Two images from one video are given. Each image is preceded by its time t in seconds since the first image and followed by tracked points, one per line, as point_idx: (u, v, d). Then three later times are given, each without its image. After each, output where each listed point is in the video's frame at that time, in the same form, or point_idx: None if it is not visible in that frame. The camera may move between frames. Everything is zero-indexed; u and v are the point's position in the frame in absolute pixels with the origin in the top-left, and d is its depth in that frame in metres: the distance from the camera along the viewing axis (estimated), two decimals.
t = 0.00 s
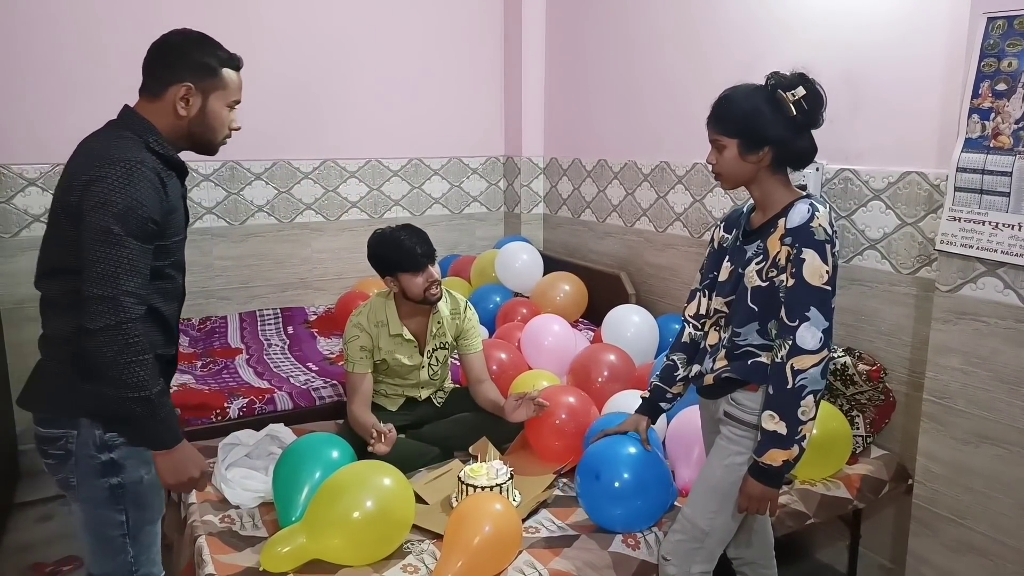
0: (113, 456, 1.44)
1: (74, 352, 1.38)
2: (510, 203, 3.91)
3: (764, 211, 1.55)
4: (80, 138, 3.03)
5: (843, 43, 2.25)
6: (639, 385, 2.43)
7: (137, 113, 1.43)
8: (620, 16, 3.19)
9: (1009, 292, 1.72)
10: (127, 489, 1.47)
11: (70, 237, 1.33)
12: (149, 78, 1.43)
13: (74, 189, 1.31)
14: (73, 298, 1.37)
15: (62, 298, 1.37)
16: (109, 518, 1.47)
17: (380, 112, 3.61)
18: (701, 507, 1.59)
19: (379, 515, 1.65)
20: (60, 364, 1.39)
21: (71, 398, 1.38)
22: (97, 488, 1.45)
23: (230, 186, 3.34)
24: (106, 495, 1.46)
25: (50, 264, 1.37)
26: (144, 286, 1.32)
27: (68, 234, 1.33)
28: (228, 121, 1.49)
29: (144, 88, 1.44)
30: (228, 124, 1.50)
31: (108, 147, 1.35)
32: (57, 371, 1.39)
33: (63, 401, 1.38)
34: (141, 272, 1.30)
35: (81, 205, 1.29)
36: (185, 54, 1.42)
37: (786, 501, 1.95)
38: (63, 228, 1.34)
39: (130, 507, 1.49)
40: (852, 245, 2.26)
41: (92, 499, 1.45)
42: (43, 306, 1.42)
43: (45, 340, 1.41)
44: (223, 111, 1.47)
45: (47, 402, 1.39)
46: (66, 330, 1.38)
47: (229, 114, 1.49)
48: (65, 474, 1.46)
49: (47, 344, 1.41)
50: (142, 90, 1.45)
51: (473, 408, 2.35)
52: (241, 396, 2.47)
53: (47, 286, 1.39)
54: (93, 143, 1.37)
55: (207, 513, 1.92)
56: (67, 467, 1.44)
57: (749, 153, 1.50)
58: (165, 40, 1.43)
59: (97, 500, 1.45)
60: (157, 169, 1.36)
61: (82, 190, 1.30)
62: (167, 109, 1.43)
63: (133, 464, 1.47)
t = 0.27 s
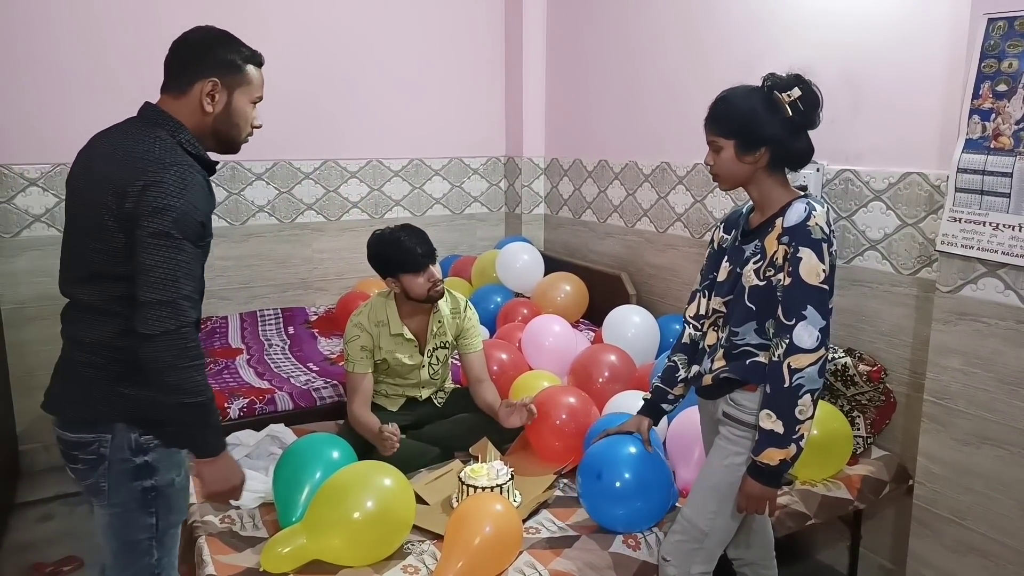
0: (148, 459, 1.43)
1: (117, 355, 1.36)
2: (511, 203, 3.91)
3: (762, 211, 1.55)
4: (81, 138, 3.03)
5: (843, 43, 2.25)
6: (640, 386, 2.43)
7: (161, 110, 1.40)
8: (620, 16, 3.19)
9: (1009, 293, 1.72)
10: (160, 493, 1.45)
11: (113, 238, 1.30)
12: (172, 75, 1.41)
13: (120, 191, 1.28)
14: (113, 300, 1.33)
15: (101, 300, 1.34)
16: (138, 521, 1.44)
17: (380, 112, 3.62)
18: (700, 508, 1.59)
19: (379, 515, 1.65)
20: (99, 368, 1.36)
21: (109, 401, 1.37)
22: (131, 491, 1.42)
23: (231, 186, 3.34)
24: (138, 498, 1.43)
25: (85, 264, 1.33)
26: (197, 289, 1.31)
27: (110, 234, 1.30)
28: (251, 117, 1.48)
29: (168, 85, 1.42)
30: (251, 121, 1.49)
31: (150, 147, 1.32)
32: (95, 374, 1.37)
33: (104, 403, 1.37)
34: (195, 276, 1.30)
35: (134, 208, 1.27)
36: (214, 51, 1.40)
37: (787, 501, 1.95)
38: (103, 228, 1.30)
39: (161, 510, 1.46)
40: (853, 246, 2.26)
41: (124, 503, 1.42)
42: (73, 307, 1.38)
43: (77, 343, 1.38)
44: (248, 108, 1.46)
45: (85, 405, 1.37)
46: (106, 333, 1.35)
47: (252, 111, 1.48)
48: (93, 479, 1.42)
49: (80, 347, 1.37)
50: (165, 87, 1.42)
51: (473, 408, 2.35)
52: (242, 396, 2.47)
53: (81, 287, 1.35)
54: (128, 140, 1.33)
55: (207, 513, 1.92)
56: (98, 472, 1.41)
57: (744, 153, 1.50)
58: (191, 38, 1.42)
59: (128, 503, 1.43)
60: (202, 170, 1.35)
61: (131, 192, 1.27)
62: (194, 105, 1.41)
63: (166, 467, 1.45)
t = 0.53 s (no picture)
0: (167, 459, 1.43)
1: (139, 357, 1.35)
2: (511, 204, 3.91)
3: (761, 211, 1.55)
4: (80, 138, 3.03)
5: (843, 43, 2.25)
6: (640, 386, 2.43)
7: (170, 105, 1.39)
8: (620, 17, 3.20)
9: (1009, 293, 1.72)
10: (177, 492, 1.45)
11: (138, 239, 1.29)
12: (183, 66, 1.39)
13: (144, 192, 1.27)
14: (135, 301, 1.33)
15: (122, 302, 1.33)
16: (153, 521, 1.44)
17: (380, 113, 3.61)
18: (701, 508, 1.59)
19: (379, 516, 1.65)
20: (122, 369, 1.36)
21: (135, 403, 1.37)
22: (148, 491, 1.42)
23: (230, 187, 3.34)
24: (155, 498, 1.43)
25: (106, 266, 1.33)
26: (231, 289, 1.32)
27: (133, 235, 1.29)
28: (258, 113, 1.47)
29: (179, 79, 1.40)
30: (257, 117, 1.47)
31: (172, 147, 1.31)
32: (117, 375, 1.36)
33: (125, 404, 1.37)
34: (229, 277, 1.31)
35: (168, 212, 1.26)
36: (225, 44, 1.39)
37: (787, 501, 1.95)
38: (125, 229, 1.29)
39: (176, 510, 1.46)
40: (853, 246, 2.26)
41: (141, 503, 1.42)
42: (91, 309, 1.37)
43: (97, 344, 1.37)
44: (255, 103, 1.45)
45: (106, 406, 1.37)
46: (129, 335, 1.34)
47: (259, 107, 1.47)
48: (109, 480, 1.41)
49: (101, 349, 1.37)
50: (175, 81, 1.41)
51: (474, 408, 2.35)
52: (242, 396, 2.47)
53: (101, 288, 1.34)
54: (146, 141, 1.32)
55: (207, 516, 1.94)
56: (114, 473, 1.40)
57: (743, 154, 1.50)
58: (203, 30, 1.41)
59: (146, 503, 1.42)
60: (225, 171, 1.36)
61: (158, 194, 1.27)
62: (203, 98, 1.39)
63: (183, 466, 1.45)
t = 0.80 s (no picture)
0: (173, 454, 1.42)
1: (143, 354, 1.36)
2: (510, 204, 3.91)
3: (761, 210, 1.55)
4: (78, 138, 3.02)
5: (844, 43, 2.25)
6: (639, 386, 2.43)
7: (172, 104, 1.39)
8: (620, 17, 3.20)
9: (1008, 292, 1.73)
10: (183, 487, 1.44)
11: (139, 238, 1.29)
12: (185, 61, 1.39)
13: (144, 192, 1.27)
14: (138, 300, 1.33)
15: (125, 300, 1.33)
16: (159, 516, 1.43)
17: (380, 112, 3.61)
18: (700, 507, 1.59)
19: (379, 516, 1.65)
20: (127, 366, 1.36)
21: (141, 398, 1.37)
22: (155, 486, 1.42)
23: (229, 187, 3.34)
24: (161, 493, 1.42)
25: (109, 264, 1.33)
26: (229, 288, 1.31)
27: (133, 233, 1.29)
28: (254, 112, 1.47)
29: (179, 75, 1.40)
30: (253, 116, 1.48)
31: (173, 147, 1.30)
32: (124, 372, 1.37)
33: (131, 399, 1.37)
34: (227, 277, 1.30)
35: (166, 212, 1.26)
36: (228, 41, 1.40)
37: (786, 501, 1.95)
38: (126, 228, 1.29)
39: (182, 505, 1.45)
40: (853, 246, 2.27)
41: (148, 498, 1.41)
42: (97, 308, 1.37)
43: (103, 342, 1.37)
44: (253, 102, 1.46)
45: (114, 402, 1.37)
46: (132, 333, 1.34)
47: (255, 106, 1.48)
48: (117, 475, 1.41)
49: (108, 346, 1.37)
50: (175, 77, 1.40)
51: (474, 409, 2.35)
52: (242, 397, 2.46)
53: (105, 286, 1.34)
54: (148, 141, 1.32)
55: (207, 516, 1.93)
56: (122, 468, 1.41)
57: (743, 155, 1.50)
58: (204, 28, 1.42)
59: (152, 499, 1.42)
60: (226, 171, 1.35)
61: (159, 194, 1.27)
62: (205, 93, 1.39)
63: (189, 461, 1.45)
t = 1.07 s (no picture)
0: (175, 441, 1.42)
1: (135, 345, 1.37)
2: (509, 204, 3.91)
3: (761, 210, 1.55)
4: (78, 139, 3.02)
5: (843, 43, 2.25)
6: (639, 386, 2.43)
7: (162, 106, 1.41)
8: (619, 16, 3.20)
9: (1008, 292, 1.73)
10: (184, 475, 1.44)
11: (122, 232, 1.32)
12: (177, 66, 1.41)
13: (127, 187, 1.31)
14: (126, 293, 1.35)
15: (114, 294, 1.36)
16: (162, 503, 1.43)
17: (380, 112, 3.61)
18: (700, 508, 1.59)
19: (378, 516, 1.65)
20: (121, 358, 1.38)
21: (144, 389, 1.39)
22: (157, 474, 1.42)
23: (229, 188, 3.34)
24: (163, 480, 1.42)
25: (99, 259, 1.36)
26: (206, 282, 1.31)
27: (119, 228, 1.32)
28: (245, 116, 1.49)
29: (172, 78, 1.42)
30: (245, 120, 1.50)
31: (156, 144, 1.34)
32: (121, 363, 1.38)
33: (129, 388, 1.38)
34: (202, 268, 1.30)
35: (144, 204, 1.28)
36: (220, 46, 1.42)
37: (786, 501, 1.95)
38: (112, 224, 1.32)
39: (184, 493, 1.45)
40: (852, 246, 2.27)
41: (151, 485, 1.41)
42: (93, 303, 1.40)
43: (99, 335, 1.40)
44: (244, 106, 1.48)
45: (112, 391, 1.38)
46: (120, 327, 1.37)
47: (247, 110, 1.50)
48: (122, 462, 1.42)
49: (103, 339, 1.39)
50: (168, 81, 1.43)
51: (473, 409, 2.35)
52: (241, 397, 2.46)
53: (96, 282, 1.37)
54: (135, 138, 1.36)
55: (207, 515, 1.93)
56: (125, 455, 1.41)
57: (743, 155, 1.50)
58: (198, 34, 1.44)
59: (155, 485, 1.42)
60: (205, 167, 1.37)
61: (139, 188, 1.29)
62: (196, 95, 1.41)
63: (191, 449, 1.44)
